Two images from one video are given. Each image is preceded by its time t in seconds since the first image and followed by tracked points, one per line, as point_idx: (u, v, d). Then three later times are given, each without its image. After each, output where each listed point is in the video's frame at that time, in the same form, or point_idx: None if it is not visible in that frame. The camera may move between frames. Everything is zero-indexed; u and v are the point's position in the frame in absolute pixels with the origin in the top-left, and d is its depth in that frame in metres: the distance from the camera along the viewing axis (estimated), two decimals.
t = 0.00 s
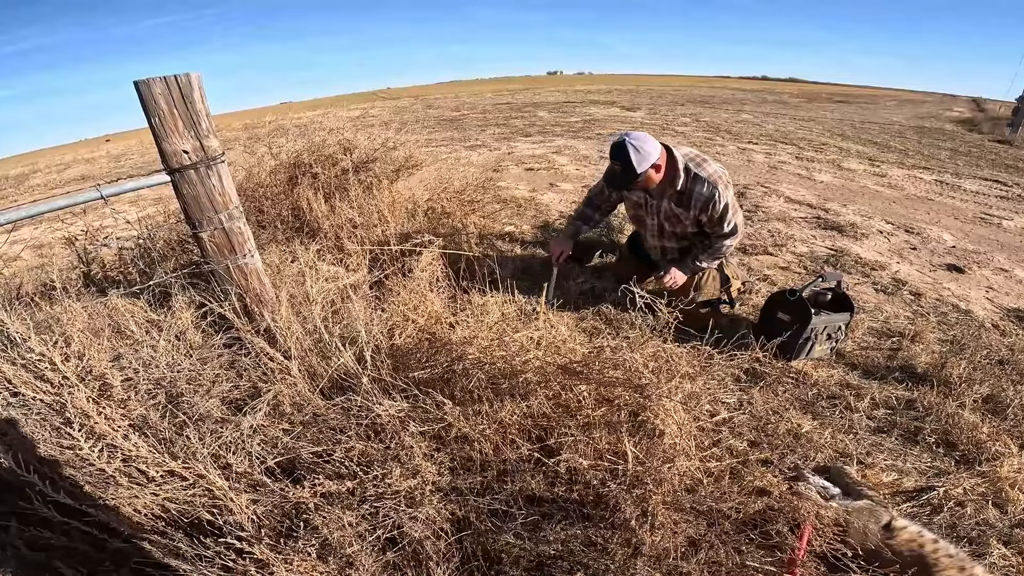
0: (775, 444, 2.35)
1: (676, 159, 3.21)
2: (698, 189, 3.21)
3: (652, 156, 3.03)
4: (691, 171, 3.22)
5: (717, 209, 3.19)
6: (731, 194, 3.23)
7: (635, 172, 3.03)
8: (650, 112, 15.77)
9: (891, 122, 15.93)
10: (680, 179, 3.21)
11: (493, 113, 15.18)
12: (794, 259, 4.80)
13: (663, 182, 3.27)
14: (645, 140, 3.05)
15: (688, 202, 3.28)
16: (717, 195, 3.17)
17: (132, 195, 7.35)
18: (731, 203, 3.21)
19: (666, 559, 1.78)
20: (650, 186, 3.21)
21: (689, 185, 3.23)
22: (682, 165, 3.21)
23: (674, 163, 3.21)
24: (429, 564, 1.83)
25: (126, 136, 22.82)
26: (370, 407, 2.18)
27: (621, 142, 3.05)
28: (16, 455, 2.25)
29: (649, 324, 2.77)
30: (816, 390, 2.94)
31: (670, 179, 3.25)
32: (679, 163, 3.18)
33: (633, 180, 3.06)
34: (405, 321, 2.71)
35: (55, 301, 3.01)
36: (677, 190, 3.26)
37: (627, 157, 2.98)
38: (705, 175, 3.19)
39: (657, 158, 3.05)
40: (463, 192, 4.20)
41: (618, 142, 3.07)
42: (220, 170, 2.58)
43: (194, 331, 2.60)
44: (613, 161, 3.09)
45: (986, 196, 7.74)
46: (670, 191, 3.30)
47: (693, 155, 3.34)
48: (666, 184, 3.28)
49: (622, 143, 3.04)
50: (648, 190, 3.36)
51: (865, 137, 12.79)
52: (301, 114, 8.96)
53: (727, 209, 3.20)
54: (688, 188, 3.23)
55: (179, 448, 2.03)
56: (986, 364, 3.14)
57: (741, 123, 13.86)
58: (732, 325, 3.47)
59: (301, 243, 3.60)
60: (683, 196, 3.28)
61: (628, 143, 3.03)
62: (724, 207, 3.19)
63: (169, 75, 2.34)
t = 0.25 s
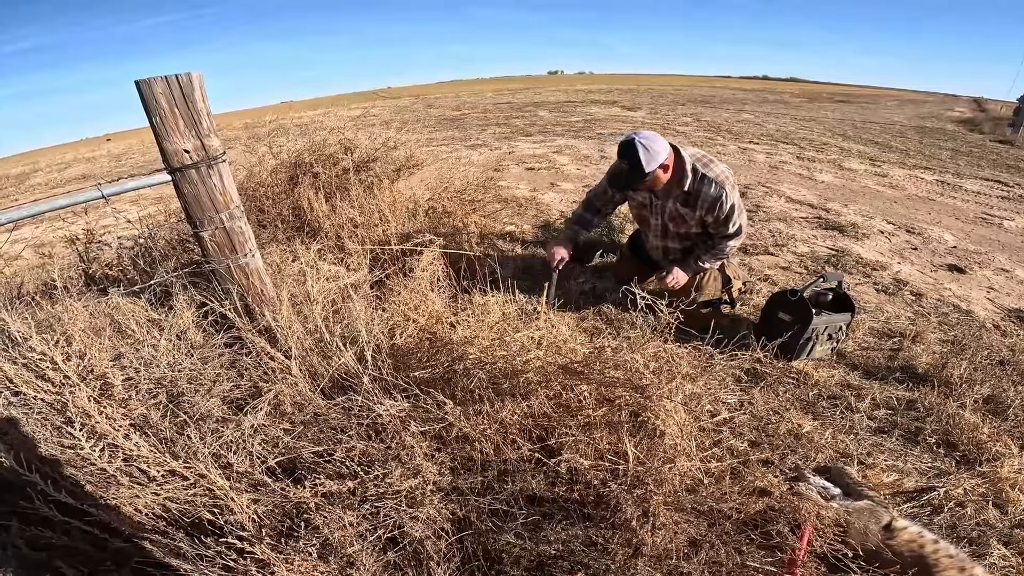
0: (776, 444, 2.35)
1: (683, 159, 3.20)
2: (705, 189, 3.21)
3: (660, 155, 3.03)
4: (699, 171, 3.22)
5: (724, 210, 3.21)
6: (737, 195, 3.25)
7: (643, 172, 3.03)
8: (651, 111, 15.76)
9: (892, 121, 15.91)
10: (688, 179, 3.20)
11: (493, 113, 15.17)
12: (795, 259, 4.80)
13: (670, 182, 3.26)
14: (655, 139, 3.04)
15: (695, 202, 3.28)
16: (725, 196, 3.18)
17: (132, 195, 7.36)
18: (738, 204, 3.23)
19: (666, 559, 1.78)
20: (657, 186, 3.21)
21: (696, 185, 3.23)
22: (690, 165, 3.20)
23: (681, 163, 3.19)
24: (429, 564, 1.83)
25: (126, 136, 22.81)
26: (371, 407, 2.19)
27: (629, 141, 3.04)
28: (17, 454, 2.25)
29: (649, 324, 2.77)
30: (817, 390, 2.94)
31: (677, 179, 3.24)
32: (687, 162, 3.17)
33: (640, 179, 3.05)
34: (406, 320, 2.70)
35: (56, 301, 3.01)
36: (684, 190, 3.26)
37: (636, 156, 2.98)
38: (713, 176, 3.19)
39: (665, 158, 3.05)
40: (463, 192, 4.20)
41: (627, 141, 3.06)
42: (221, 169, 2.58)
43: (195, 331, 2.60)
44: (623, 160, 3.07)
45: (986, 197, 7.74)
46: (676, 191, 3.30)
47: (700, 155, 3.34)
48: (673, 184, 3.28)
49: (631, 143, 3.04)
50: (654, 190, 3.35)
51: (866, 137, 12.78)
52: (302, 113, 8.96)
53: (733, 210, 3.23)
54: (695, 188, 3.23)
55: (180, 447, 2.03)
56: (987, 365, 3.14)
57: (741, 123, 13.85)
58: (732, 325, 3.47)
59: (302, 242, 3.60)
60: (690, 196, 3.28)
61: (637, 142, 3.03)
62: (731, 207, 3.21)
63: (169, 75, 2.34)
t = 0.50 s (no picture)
0: (776, 444, 2.35)
1: (686, 157, 3.18)
2: (708, 189, 3.19)
3: (660, 156, 3.01)
4: (701, 171, 3.20)
5: (725, 209, 3.19)
6: (740, 195, 3.23)
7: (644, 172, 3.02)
8: (651, 111, 15.75)
9: (893, 121, 15.90)
10: (690, 178, 3.19)
11: (493, 112, 15.17)
12: (796, 259, 4.80)
13: (671, 181, 3.25)
14: (654, 140, 3.02)
15: (696, 201, 3.27)
16: (727, 195, 3.16)
17: (133, 194, 7.36)
18: (740, 203, 3.21)
19: (667, 559, 1.78)
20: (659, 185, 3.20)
21: (698, 184, 3.22)
22: (692, 164, 3.18)
23: (683, 162, 3.18)
24: (430, 564, 1.83)
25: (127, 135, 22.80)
26: (372, 406, 2.19)
27: (628, 142, 3.03)
28: (18, 453, 2.25)
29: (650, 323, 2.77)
30: (817, 390, 2.93)
31: (679, 178, 3.23)
32: (689, 161, 3.15)
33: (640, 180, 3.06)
34: (406, 320, 2.70)
35: (57, 300, 3.01)
36: (686, 189, 3.25)
37: (635, 158, 2.97)
38: (715, 175, 3.18)
39: (665, 158, 3.03)
40: (464, 191, 4.20)
41: (626, 142, 3.04)
42: (222, 168, 2.58)
43: (196, 330, 2.60)
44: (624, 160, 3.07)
45: (987, 197, 7.73)
46: (678, 190, 3.29)
47: (703, 154, 3.32)
48: (675, 183, 3.26)
49: (630, 144, 3.02)
50: (656, 189, 3.34)
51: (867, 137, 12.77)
52: (302, 112, 8.96)
53: (735, 210, 3.21)
54: (697, 188, 3.22)
55: (181, 446, 2.03)
56: (987, 365, 3.13)
57: (742, 123, 13.84)
58: (733, 325, 3.48)
59: (302, 241, 3.60)
60: (692, 195, 3.27)
61: (636, 143, 3.01)
62: (733, 207, 3.19)
63: (169, 73, 2.34)
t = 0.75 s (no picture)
0: (777, 443, 2.34)
1: (680, 158, 3.18)
2: (702, 188, 3.18)
3: (649, 161, 3.01)
4: (696, 170, 3.20)
5: (720, 208, 3.16)
6: (737, 194, 3.20)
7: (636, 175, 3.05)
8: (652, 110, 15.73)
9: (894, 121, 15.89)
10: (684, 177, 3.19)
11: (494, 111, 15.15)
12: (796, 258, 4.79)
13: (666, 182, 3.27)
14: (642, 145, 2.99)
15: (692, 201, 3.27)
16: (721, 194, 3.13)
17: (133, 192, 7.36)
18: (737, 203, 3.17)
19: (668, 559, 1.78)
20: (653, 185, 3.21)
21: (692, 184, 3.22)
22: (686, 164, 3.18)
23: (677, 163, 3.19)
24: (431, 563, 1.83)
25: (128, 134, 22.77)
26: (372, 405, 2.19)
27: (617, 148, 3.04)
28: (17, 452, 2.25)
29: (651, 323, 2.77)
30: (818, 389, 2.93)
31: (674, 179, 3.24)
32: (683, 162, 3.15)
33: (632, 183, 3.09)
34: (407, 319, 2.70)
35: (57, 298, 3.00)
36: (681, 189, 3.25)
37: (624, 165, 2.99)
38: (709, 174, 3.16)
39: (656, 161, 3.04)
40: (465, 190, 4.20)
41: (615, 148, 3.05)
42: (222, 167, 2.57)
43: (196, 329, 2.60)
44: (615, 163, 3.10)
45: (988, 197, 7.71)
46: (673, 190, 3.30)
47: (699, 155, 3.31)
48: (670, 183, 3.27)
49: (619, 150, 3.03)
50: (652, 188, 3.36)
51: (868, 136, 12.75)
52: (303, 111, 8.95)
53: (731, 209, 3.16)
54: (692, 187, 3.22)
55: (181, 445, 2.02)
56: (988, 365, 3.13)
57: (743, 122, 13.82)
58: (733, 325, 3.48)
59: (302, 240, 3.60)
60: (686, 194, 3.26)
61: (624, 148, 3.01)
62: (729, 206, 3.15)
63: (169, 72, 2.34)
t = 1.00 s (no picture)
0: (777, 443, 2.34)
1: (672, 154, 3.16)
2: (695, 183, 3.20)
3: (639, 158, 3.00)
4: (689, 165, 3.20)
5: (715, 203, 3.18)
6: (731, 188, 3.22)
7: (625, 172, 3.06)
8: (652, 110, 15.72)
9: (894, 121, 15.88)
10: (676, 173, 3.19)
11: (494, 111, 15.15)
12: (797, 258, 4.78)
13: (659, 178, 3.25)
14: (632, 143, 3.00)
15: (686, 196, 3.27)
16: (715, 189, 3.15)
17: (133, 192, 7.35)
18: (731, 197, 3.19)
19: (668, 559, 1.77)
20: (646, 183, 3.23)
21: (686, 179, 3.22)
22: (678, 160, 3.17)
23: (669, 158, 3.17)
24: (431, 563, 1.83)
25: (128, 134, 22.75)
26: (372, 405, 2.18)
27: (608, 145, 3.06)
28: (17, 452, 2.25)
29: (651, 322, 2.76)
30: (818, 389, 2.93)
31: (667, 175, 3.22)
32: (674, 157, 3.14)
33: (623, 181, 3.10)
34: (407, 318, 2.69)
35: (57, 298, 3.00)
36: (674, 184, 3.25)
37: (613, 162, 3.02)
38: (702, 169, 3.17)
39: (645, 158, 3.02)
40: (465, 190, 4.20)
41: (606, 146, 3.09)
42: (222, 166, 2.57)
43: (195, 328, 2.60)
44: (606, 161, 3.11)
45: (989, 196, 7.70)
46: (668, 186, 3.28)
47: (691, 151, 3.31)
48: (663, 180, 3.26)
49: (609, 147, 3.06)
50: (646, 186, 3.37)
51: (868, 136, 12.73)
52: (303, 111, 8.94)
53: (726, 203, 3.19)
54: (685, 182, 3.22)
55: (180, 445, 2.02)
56: (989, 365, 3.13)
57: (743, 122, 13.80)
58: (734, 324, 3.48)
59: (302, 239, 3.59)
60: (679, 190, 3.28)
61: (614, 145, 3.04)
62: (723, 200, 3.17)
63: (169, 71, 2.33)
